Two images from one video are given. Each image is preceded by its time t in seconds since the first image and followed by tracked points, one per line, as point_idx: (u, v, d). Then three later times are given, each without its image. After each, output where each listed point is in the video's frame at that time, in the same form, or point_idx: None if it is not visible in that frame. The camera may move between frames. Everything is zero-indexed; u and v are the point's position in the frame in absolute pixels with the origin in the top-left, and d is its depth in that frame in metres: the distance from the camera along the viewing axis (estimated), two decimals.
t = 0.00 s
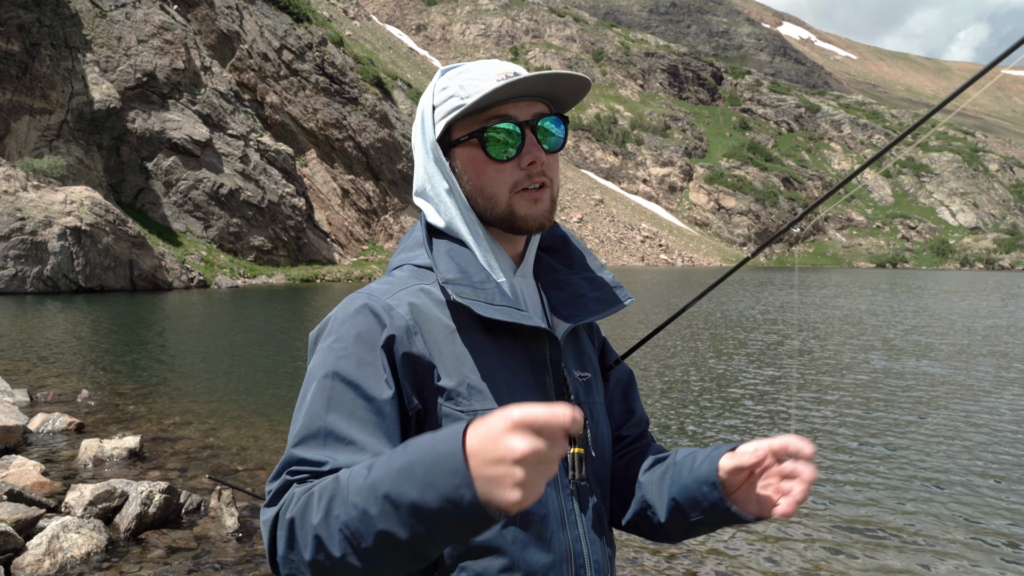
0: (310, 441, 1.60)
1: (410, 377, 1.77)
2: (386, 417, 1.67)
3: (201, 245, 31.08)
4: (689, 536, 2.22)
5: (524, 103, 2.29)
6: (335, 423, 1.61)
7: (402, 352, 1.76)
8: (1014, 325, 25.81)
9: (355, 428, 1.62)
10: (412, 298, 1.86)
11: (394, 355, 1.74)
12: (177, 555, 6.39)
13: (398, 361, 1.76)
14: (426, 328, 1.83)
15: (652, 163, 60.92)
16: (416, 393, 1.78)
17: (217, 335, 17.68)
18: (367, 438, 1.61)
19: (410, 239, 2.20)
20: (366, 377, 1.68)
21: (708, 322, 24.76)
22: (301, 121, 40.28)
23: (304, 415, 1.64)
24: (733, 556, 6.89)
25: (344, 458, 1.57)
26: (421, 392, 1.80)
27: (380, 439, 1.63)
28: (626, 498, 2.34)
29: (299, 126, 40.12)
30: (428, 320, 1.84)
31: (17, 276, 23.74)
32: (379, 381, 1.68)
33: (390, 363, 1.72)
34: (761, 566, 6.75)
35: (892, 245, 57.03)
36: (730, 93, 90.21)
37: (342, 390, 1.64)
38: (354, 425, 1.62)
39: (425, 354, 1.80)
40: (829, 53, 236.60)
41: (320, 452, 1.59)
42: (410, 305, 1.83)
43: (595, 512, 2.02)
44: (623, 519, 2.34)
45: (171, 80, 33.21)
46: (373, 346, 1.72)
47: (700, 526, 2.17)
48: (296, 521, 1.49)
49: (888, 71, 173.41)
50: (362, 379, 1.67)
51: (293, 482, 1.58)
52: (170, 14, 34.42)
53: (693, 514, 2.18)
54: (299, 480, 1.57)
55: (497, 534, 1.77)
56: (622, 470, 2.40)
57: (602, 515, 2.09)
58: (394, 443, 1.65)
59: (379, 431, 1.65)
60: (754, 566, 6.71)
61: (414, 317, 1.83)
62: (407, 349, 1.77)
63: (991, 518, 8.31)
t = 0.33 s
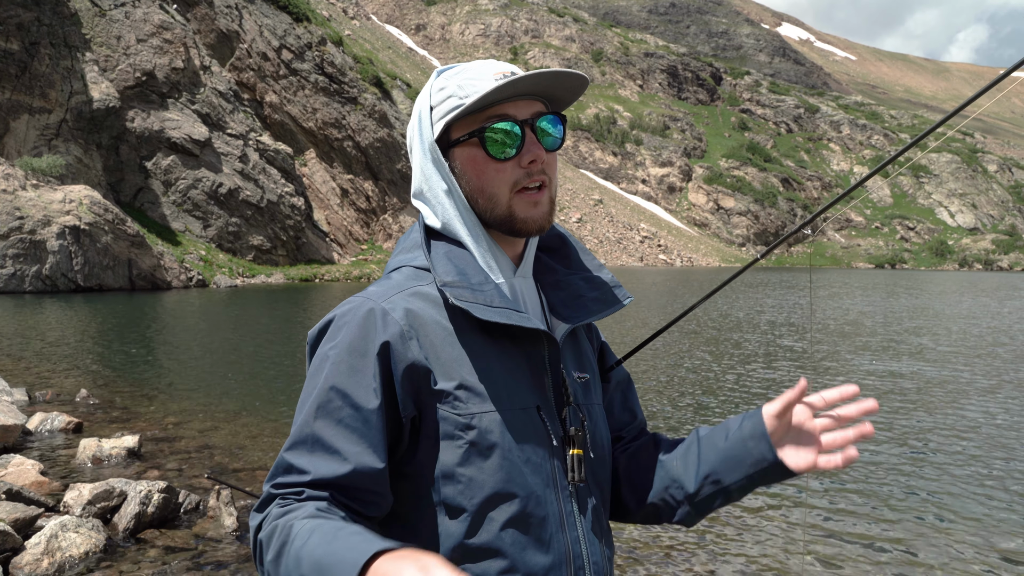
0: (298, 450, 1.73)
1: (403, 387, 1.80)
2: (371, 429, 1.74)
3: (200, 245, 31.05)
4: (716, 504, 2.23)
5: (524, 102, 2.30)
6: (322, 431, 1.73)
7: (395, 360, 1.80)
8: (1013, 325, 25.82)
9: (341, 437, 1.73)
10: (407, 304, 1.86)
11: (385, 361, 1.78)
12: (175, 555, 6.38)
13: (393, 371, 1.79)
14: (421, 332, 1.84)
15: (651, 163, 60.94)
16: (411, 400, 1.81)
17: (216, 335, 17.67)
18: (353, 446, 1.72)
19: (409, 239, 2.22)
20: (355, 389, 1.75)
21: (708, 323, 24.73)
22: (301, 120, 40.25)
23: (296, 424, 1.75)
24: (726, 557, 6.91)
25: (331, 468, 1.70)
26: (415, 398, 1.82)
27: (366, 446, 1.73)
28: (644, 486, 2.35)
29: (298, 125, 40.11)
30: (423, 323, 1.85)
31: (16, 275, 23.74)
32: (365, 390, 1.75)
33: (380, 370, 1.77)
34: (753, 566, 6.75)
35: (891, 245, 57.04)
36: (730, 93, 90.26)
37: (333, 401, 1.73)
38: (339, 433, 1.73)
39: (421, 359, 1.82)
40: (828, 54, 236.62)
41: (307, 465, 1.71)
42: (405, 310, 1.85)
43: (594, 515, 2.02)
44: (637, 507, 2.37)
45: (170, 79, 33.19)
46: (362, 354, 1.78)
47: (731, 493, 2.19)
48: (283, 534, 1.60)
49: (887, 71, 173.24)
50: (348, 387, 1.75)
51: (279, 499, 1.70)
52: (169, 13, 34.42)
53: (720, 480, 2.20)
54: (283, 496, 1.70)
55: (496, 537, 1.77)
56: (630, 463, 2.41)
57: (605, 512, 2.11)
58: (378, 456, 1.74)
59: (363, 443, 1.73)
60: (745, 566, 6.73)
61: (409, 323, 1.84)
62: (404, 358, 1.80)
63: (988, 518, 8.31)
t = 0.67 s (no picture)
0: (296, 446, 1.75)
1: (401, 389, 1.80)
2: (366, 428, 1.75)
3: (199, 244, 31.05)
4: (700, 452, 2.20)
5: (524, 105, 2.30)
6: (319, 429, 1.75)
7: (392, 361, 1.80)
8: (1010, 327, 25.85)
9: (337, 435, 1.74)
10: (406, 305, 1.87)
11: (382, 362, 1.79)
12: (173, 555, 6.37)
13: (392, 373, 1.80)
14: (419, 333, 1.84)
15: (649, 164, 61.01)
16: (408, 402, 1.82)
17: (214, 334, 17.66)
18: (347, 445, 1.74)
19: (408, 240, 2.22)
20: (353, 388, 1.76)
21: (708, 323, 24.73)
22: (301, 120, 40.25)
23: (294, 424, 1.77)
24: (719, 557, 6.93)
25: (325, 467, 1.72)
26: (412, 399, 1.83)
27: (362, 446, 1.74)
28: (634, 465, 2.36)
29: (297, 125, 40.10)
30: (421, 323, 1.86)
31: (14, 274, 23.70)
32: (360, 390, 1.77)
33: (376, 371, 1.78)
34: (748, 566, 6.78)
35: (889, 246, 57.26)
36: (728, 94, 90.41)
37: (331, 398, 1.75)
38: (334, 432, 1.75)
39: (419, 360, 1.82)
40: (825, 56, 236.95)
41: (301, 465, 1.74)
42: (402, 312, 1.85)
43: (593, 517, 2.01)
44: (635, 488, 2.37)
45: (169, 78, 33.15)
46: (360, 353, 1.79)
47: (708, 433, 2.17)
48: (280, 534, 1.62)
49: (886, 72, 173.57)
50: (345, 388, 1.76)
51: (274, 500, 1.72)
52: (168, 12, 34.38)
53: (689, 425, 2.21)
54: (277, 497, 1.72)
55: (492, 536, 1.77)
56: (622, 452, 2.42)
57: (603, 504, 2.11)
58: (373, 456, 1.75)
59: (359, 444, 1.75)
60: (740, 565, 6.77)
61: (407, 325, 1.84)
62: (401, 359, 1.81)
63: (984, 519, 8.33)
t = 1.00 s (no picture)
0: (293, 444, 1.75)
1: (398, 387, 1.80)
2: (363, 428, 1.75)
3: (197, 244, 31.05)
4: (685, 431, 2.31)
5: (520, 108, 2.28)
6: (316, 429, 1.75)
7: (390, 360, 1.80)
8: (1007, 327, 25.91)
9: (333, 435, 1.74)
10: (405, 305, 1.86)
11: (380, 363, 1.79)
12: (173, 554, 6.37)
13: (390, 375, 1.80)
14: (417, 334, 1.84)
15: (648, 164, 61.02)
16: (406, 402, 1.82)
17: (213, 334, 17.63)
18: (344, 444, 1.73)
19: (407, 240, 2.22)
20: (351, 388, 1.76)
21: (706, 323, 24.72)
22: (300, 120, 40.25)
23: (292, 423, 1.77)
24: (717, 556, 6.95)
25: (323, 467, 1.72)
26: (409, 399, 1.83)
27: (358, 446, 1.74)
28: (627, 457, 2.41)
29: (296, 125, 40.10)
30: (421, 324, 1.85)
31: (13, 273, 23.67)
32: (359, 390, 1.76)
33: (374, 372, 1.78)
34: (742, 564, 6.82)
35: (888, 248, 57.42)
36: (727, 95, 90.51)
37: (329, 398, 1.75)
38: (332, 432, 1.75)
39: (417, 361, 1.82)
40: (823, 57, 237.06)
41: (299, 464, 1.73)
42: (402, 311, 1.85)
43: (591, 517, 2.01)
44: (630, 479, 2.43)
45: (168, 78, 33.11)
46: (357, 354, 1.79)
47: (693, 412, 2.30)
48: (273, 530, 1.62)
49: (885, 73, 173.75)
50: (344, 388, 1.76)
51: (272, 497, 1.72)
52: (167, 12, 34.36)
53: (674, 408, 2.32)
54: (274, 496, 1.72)
55: (490, 536, 1.77)
56: (618, 445, 2.45)
57: (602, 501, 2.13)
58: (370, 456, 1.75)
59: (357, 443, 1.74)
60: (736, 564, 6.80)
61: (406, 324, 1.84)
62: (400, 359, 1.80)
63: (981, 519, 8.35)
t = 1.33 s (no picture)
0: (290, 449, 1.76)
1: (395, 393, 1.80)
2: (360, 431, 1.75)
3: (198, 245, 31.09)
4: (685, 421, 2.33)
5: (520, 109, 2.28)
6: (312, 433, 1.75)
7: (388, 365, 1.80)
8: (1009, 330, 25.83)
9: (331, 439, 1.75)
10: (403, 310, 1.87)
11: (377, 366, 1.79)
12: (173, 556, 6.37)
13: (388, 378, 1.80)
14: (415, 339, 1.84)
15: (649, 166, 61.03)
16: (403, 408, 1.82)
17: (214, 336, 17.64)
18: (341, 449, 1.73)
19: (406, 242, 2.21)
20: (348, 393, 1.77)
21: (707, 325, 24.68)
22: (301, 122, 40.26)
23: (290, 426, 1.78)
24: (717, 558, 6.94)
25: (320, 471, 1.72)
26: (406, 403, 1.83)
27: (354, 451, 1.74)
28: (627, 454, 2.42)
29: (297, 127, 40.13)
30: (419, 329, 1.85)
31: (14, 275, 23.69)
32: (357, 395, 1.76)
33: (371, 375, 1.78)
34: (741, 565, 6.82)
35: (889, 250, 57.45)
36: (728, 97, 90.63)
37: (326, 403, 1.75)
38: (330, 436, 1.75)
39: (414, 364, 1.82)
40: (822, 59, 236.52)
41: (295, 468, 1.74)
42: (399, 315, 1.85)
43: (590, 519, 2.01)
44: (635, 476, 2.43)
45: (170, 80, 33.18)
46: (355, 358, 1.79)
47: (691, 405, 2.32)
48: (267, 534, 1.62)
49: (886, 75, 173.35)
50: (342, 393, 1.77)
51: (269, 500, 1.73)
52: (168, 14, 34.45)
53: (673, 399, 2.33)
54: (271, 498, 1.73)
55: (488, 540, 1.76)
56: (619, 442, 2.45)
57: (603, 504, 2.13)
58: (365, 459, 1.75)
59: (353, 447, 1.74)
60: (736, 566, 6.80)
61: (404, 328, 1.84)
62: (397, 362, 1.80)
63: (981, 522, 8.33)
